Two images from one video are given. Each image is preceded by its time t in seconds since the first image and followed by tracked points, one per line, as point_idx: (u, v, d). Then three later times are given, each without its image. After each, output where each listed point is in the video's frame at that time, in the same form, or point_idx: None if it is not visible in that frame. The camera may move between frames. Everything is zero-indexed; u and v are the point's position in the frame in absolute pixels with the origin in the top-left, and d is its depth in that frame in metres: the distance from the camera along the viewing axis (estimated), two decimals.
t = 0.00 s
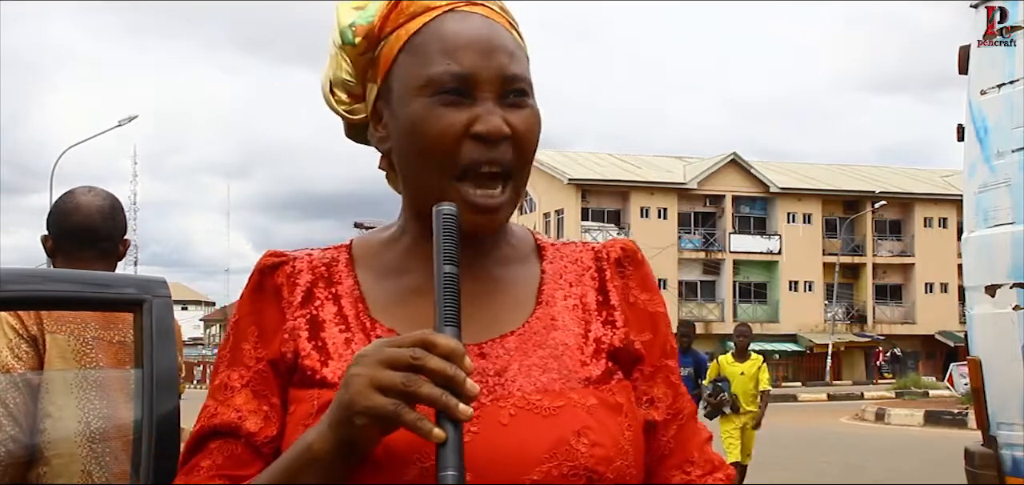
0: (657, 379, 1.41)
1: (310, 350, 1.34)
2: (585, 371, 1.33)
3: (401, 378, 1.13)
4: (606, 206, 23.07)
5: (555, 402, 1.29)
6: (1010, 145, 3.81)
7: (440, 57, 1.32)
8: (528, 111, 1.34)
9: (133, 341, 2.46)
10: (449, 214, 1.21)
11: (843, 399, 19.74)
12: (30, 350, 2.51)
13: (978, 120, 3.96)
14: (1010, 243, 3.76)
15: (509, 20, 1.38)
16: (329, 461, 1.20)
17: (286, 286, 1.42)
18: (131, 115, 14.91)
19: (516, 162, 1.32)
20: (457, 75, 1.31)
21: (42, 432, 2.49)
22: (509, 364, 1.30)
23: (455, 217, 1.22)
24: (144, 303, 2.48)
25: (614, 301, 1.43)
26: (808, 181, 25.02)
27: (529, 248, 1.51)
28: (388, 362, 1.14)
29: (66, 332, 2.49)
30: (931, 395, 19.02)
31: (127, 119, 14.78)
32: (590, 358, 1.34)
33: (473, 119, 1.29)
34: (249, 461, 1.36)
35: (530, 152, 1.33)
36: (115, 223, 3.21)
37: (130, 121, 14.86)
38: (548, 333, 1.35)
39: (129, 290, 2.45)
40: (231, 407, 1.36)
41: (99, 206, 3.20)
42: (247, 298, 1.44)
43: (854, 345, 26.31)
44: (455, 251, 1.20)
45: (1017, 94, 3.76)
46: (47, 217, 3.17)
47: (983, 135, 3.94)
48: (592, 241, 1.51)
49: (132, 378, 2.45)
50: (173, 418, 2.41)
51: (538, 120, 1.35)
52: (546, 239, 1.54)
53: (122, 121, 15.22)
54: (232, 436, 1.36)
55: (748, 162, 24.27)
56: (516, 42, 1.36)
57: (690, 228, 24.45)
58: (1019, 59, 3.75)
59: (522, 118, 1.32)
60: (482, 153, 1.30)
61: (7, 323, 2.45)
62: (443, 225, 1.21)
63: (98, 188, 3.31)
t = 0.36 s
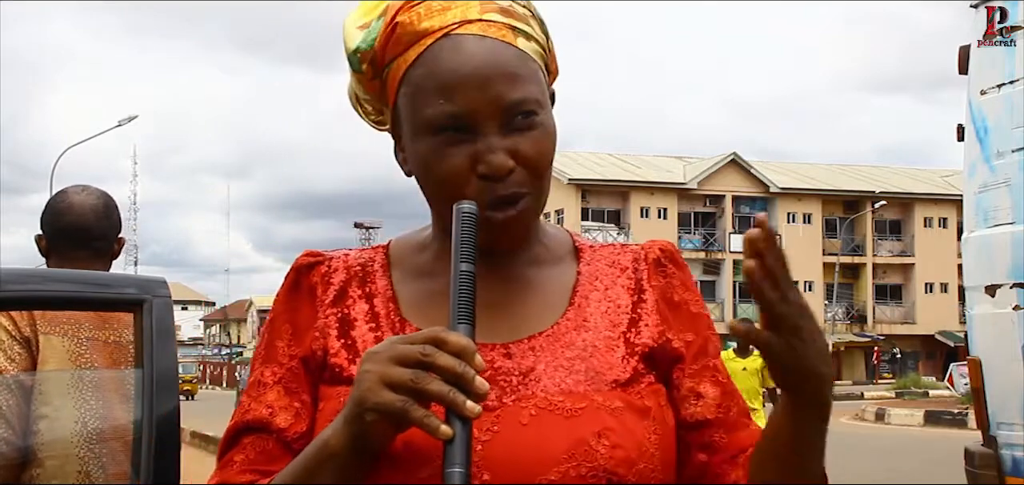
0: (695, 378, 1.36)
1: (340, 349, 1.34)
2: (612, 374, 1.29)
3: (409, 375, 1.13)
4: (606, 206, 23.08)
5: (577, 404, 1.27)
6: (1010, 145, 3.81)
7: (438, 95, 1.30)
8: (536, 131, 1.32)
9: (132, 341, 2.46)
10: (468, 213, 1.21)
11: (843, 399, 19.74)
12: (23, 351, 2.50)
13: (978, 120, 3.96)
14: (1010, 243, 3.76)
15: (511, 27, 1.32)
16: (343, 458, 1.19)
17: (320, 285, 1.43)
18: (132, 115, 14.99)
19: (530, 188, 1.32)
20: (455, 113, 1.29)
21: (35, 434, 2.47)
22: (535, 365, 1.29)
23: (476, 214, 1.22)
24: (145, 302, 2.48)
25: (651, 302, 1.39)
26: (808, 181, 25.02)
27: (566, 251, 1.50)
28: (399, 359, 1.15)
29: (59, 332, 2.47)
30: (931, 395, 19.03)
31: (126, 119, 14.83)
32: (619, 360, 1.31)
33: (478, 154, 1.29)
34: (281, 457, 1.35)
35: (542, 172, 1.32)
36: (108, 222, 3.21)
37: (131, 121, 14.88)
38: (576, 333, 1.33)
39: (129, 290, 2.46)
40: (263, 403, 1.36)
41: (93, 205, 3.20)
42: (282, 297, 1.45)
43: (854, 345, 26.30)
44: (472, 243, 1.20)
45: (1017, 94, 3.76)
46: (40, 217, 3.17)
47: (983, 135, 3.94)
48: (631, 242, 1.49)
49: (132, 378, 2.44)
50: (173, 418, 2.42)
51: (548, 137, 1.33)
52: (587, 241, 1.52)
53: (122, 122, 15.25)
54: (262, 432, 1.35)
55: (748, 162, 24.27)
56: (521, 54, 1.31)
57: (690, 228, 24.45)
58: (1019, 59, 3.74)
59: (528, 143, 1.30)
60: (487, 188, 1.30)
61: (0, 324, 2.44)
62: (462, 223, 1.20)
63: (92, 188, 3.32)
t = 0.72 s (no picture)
0: (743, 392, 1.38)
1: (378, 352, 1.33)
2: (654, 378, 1.27)
3: (443, 386, 1.14)
4: (605, 206, 23.06)
5: (619, 410, 1.25)
6: (1010, 146, 3.81)
7: (481, 76, 1.30)
8: (576, 117, 1.31)
9: (132, 341, 2.46)
10: (505, 222, 1.21)
11: (843, 399, 19.74)
12: (12, 353, 2.49)
13: (978, 120, 3.97)
14: (1010, 243, 3.77)
15: (558, 15, 1.33)
16: (379, 465, 1.19)
17: (359, 287, 1.42)
18: (133, 115, 14.97)
19: (569, 175, 1.31)
20: (496, 92, 1.28)
21: (27, 435, 2.43)
22: (577, 368, 1.27)
23: (513, 224, 1.22)
24: (144, 302, 2.48)
25: (697, 309, 1.38)
26: (808, 181, 25.02)
27: (611, 250, 1.49)
28: (432, 370, 1.15)
29: (49, 333, 2.48)
30: (932, 396, 19.03)
31: (126, 119, 14.75)
32: (661, 365, 1.29)
33: (517, 137, 1.28)
34: (321, 462, 1.36)
35: (582, 159, 1.31)
36: (95, 220, 3.22)
37: (130, 121, 14.79)
38: (618, 337, 1.31)
39: (128, 290, 2.46)
40: (302, 407, 1.36)
41: (79, 203, 3.20)
42: (322, 299, 1.45)
43: (854, 345, 26.29)
44: (508, 253, 1.21)
45: (1017, 94, 3.76)
46: (27, 217, 3.16)
47: (983, 135, 3.94)
48: (676, 244, 1.47)
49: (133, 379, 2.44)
50: (173, 418, 2.42)
51: (590, 124, 1.32)
52: (630, 242, 1.51)
53: (123, 124, 15.23)
54: (302, 435, 1.36)
55: (748, 162, 24.28)
56: (565, 41, 1.31)
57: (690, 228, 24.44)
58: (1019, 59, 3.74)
59: (569, 128, 1.29)
60: (526, 171, 1.28)
61: None
62: (498, 233, 1.21)
63: (78, 185, 3.32)
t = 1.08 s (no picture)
0: (782, 399, 1.37)
1: (415, 349, 1.33)
2: (690, 384, 1.27)
3: (475, 380, 1.14)
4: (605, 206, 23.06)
5: (653, 414, 1.24)
6: (1010, 146, 3.81)
7: (513, 74, 1.31)
8: (608, 117, 1.30)
9: (132, 341, 2.46)
10: (540, 220, 1.21)
11: (843, 399, 19.74)
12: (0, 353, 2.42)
13: (978, 120, 3.97)
14: (1010, 243, 3.77)
15: (597, 15, 1.31)
16: (411, 462, 1.20)
17: (399, 287, 1.42)
18: (132, 115, 14.97)
19: (599, 172, 1.30)
20: (527, 90, 1.29)
21: (18, 436, 2.41)
22: (613, 371, 1.27)
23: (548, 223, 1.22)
24: (144, 302, 2.48)
25: (737, 315, 1.37)
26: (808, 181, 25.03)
27: (652, 254, 1.48)
28: (465, 364, 1.15)
29: (39, 332, 2.42)
30: (931, 395, 19.03)
31: (126, 120, 14.75)
32: (697, 371, 1.28)
33: (546, 135, 1.28)
34: (356, 458, 1.38)
35: (613, 159, 1.30)
36: (87, 219, 3.22)
37: (132, 120, 14.75)
38: (655, 341, 1.30)
39: (128, 290, 2.45)
40: (340, 403, 1.38)
41: (70, 201, 3.20)
42: (363, 299, 1.45)
43: (854, 345, 26.28)
44: (543, 253, 1.20)
45: (1017, 94, 3.76)
46: (18, 217, 3.16)
47: (983, 135, 3.94)
48: (718, 250, 1.47)
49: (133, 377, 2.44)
50: (173, 418, 2.43)
51: (623, 123, 1.31)
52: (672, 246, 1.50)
53: (122, 124, 15.17)
54: (340, 432, 1.38)
55: (748, 163, 24.28)
56: (600, 42, 1.30)
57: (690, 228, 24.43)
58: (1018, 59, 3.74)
59: (600, 127, 1.29)
60: (555, 168, 1.29)
61: None
62: (534, 230, 1.20)
63: (68, 183, 3.31)
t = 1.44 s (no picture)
0: (801, 398, 1.37)
1: (436, 349, 1.34)
2: (706, 383, 1.26)
3: (483, 382, 1.14)
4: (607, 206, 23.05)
5: (668, 411, 1.24)
6: (1010, 146, 3.82)
7: (529, 76, 1.31)
8: (622, 119, 1.30)
9: (132, 340, 2.46)
10: (553, 221, 1.21)
11: (843, 399, 19.74)
12: None
13: (978, 120, 3.97)
14: (1010, 243, 3.77)
15: (615, 19, 1.31)
16: (428, 460, 1.21)
17: (423, 288, 1.43)
18: (133, 115, 14.97)
19: (613, 173, 1.30)
20: (541, 92, 1.29)
21: (12, 437, 2.40)
22: (627, 370, 1.27)
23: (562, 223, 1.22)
24: (145, 302, 2.48)
25: (757, 313, 1.36)
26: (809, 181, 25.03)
27: (674, 253, 1.47)
28: (474, 366, 1.16)
29: (31, 332, 2.39)
30: (932, 395, 19.04)
31: (126, 120, 14.75)
32: (714, 369, 1.27)
33: (560, 137, 1.29)
34: (378, 457, 1.37)
35: (627, 160, 1.30)
36: (82, 219, 3.23)
37: (132, 120, 14.44)
38: (673, 339, 1.30)
39: (129, 290, 2.46)
40: (364, 403, 1.38)
41: (64, 200, 3.21)
42: (388, 300, 1.46)
43: (855, 345, 26.28)
44: (555, 254, 1.20)
45: (1016, 94, 3.76)
46: (13, 217, 3.17)
47: (983, 135, 3.95)
48: (741, 247, 1.45)
49: (132, 378, 2.44)
50: (173, 417, 2.43)
51: (638, 125, 1.31)
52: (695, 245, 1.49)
53: (121, 124, 15.17)
54: (364, 431, 1.38)
55: (748, 163, 24.28)
56: (616, 45, 1.30)
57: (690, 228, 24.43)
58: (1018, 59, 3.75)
59: (613, 128, 1.29)
60: (569, 168, 1.29)
61: None
62: (546, 230, 1.22)
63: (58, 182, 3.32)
